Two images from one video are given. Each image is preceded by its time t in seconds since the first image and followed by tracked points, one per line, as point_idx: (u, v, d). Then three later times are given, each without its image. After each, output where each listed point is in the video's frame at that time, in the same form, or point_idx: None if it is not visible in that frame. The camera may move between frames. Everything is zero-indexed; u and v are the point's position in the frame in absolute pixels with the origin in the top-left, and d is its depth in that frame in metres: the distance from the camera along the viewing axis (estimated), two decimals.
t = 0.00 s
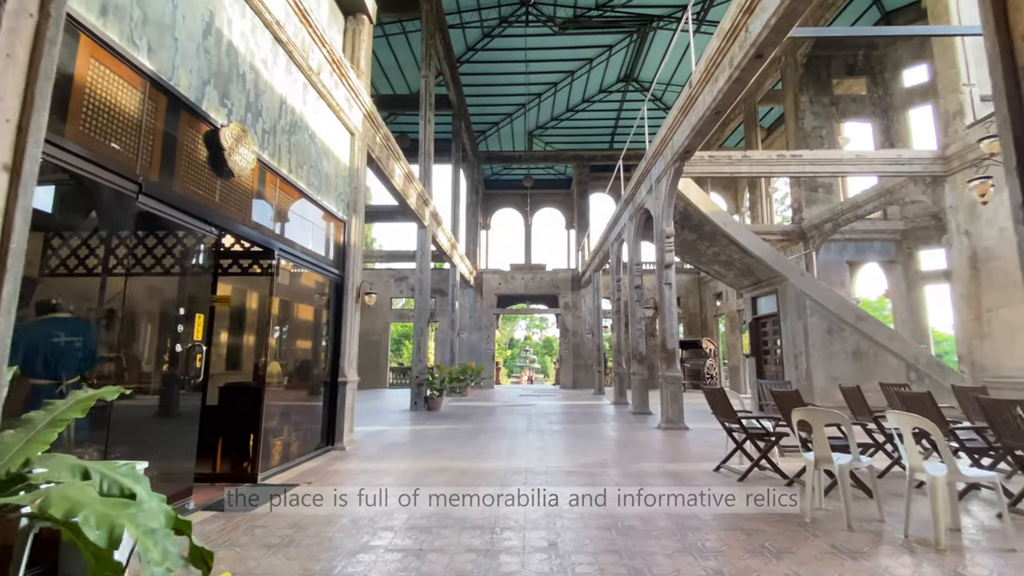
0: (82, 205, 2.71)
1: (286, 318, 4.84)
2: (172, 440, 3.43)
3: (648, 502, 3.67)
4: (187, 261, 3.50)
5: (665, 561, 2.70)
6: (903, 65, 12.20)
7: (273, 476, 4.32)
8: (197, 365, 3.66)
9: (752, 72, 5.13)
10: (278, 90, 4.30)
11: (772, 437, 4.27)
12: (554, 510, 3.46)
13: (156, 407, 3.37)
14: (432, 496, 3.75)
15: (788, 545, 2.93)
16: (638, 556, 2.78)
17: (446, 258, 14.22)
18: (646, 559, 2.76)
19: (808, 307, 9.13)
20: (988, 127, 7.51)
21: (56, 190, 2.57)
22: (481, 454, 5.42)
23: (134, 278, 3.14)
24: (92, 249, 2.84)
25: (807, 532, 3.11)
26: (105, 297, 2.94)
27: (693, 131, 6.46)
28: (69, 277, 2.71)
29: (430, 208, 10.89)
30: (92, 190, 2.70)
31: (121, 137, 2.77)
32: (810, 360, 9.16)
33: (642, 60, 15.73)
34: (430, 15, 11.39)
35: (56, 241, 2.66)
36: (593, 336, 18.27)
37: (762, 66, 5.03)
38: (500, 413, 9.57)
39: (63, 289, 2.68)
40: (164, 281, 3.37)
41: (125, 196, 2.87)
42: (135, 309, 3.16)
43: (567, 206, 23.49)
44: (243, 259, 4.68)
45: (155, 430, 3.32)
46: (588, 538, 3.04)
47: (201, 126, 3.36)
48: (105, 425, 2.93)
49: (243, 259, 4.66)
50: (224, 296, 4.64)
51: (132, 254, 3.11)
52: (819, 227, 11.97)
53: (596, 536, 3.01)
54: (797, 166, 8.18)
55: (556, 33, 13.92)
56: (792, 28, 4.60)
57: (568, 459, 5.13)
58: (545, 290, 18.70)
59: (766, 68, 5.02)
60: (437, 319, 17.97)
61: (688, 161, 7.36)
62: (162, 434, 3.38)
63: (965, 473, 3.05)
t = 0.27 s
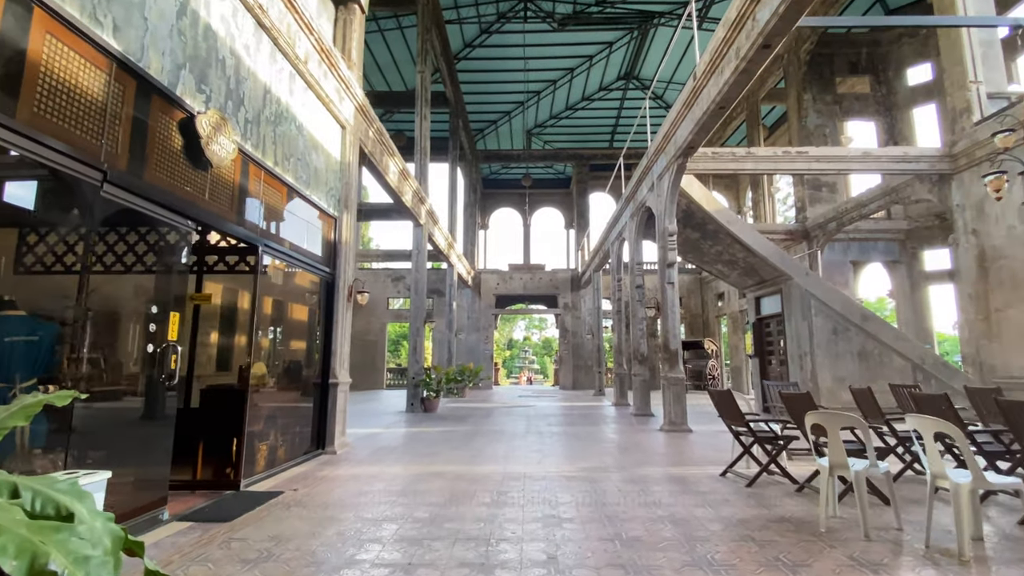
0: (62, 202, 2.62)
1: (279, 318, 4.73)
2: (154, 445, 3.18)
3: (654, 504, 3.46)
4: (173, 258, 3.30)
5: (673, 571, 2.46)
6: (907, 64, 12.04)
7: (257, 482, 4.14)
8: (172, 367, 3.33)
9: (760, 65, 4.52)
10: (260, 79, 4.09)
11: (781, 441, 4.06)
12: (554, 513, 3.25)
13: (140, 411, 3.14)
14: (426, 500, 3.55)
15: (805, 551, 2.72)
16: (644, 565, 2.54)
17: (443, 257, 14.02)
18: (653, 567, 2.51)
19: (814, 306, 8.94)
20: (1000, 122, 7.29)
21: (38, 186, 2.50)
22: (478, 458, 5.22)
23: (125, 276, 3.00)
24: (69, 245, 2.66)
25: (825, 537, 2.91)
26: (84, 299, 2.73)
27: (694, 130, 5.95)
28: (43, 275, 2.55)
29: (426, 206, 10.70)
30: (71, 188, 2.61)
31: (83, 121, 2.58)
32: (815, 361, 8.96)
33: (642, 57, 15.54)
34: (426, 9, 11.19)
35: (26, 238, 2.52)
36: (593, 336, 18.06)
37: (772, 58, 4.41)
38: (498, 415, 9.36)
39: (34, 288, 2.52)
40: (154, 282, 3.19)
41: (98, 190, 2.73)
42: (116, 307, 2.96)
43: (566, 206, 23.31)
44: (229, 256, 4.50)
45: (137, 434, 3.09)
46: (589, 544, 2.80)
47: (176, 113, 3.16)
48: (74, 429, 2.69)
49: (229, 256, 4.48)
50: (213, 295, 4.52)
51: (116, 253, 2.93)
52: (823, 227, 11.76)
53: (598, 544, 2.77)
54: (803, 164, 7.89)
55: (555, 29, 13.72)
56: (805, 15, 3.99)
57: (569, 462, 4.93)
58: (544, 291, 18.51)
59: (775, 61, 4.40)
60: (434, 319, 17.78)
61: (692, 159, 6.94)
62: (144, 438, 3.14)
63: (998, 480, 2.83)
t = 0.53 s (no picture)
0: (55, 202, 2.49)
1: (275, 319, 4.67)
2: (136, 449, 3.01)
3: (662, 512, 3.26)
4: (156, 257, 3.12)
5: None
6: (912, 61, 11.87)
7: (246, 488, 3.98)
8: (151, 369, 3.16)
9: (770, 55, 4.30)
10: (248, 67, 3.91)
11: (793, 444, 3.87)
12: (555, 521, 3.06)
13: (126, 413, 2.98)
14: (421, 508, 3.36)
15: (827, 562, 2.53)
16: None
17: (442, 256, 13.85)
18: None
19: (820, 305, 8.76)
20: (1012, 116, 7.11)
21: (28, 183, 2.41)
22: (475, 461, 5.03)
23: (111, 274, 2.89)
24: (52, 243, 2.47)
25: (847, 545, 2.71)
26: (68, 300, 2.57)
27: (699, 123, 5.76)
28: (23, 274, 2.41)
29: (423, 203, 10.52)
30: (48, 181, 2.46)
31: (51, 105, 2.39)
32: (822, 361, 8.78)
33: (644, 54, 15.37)
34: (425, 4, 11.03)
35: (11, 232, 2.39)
36: (594, 337, 17.87)
37: (781, 47, 4.18)
38: (497, 416, 9.18)
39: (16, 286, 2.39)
40: (141, 280, 3.09)
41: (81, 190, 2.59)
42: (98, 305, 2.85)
43: (567, 205, 23.14)
44: (218, 253, 4.34)
45: (118, 438, 2.91)
46: (591, 556, 2.60)
47: (153, 100, 2.98)
48: (52, 433, 2.51)
49: (217, 253, 4.32)
50: (206, 297, 4.33)
51: (99, 250, 2.79)
52: (829, 225, 11.57)
53: (602, 556, 2.57)
54: (811, 160, 7.69)
55: (556, 25, 13.54)
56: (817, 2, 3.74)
57: (569, 466, 4.73)
58: (545, 290, 18.33)
59: (783, 50, 4.18)
60: (433, 319, 17.60)
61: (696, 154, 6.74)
62: (124, 442, 2.96)
63: None
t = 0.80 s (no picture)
0: (40, 194, 2.43)
1: (275, 319, 4.62)
2: (123, 451, 2.86)
3: (673, 518, 3.08)
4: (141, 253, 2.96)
5: None
6: (924, 53, 11.69)
7: (234, 493, 3.86)
8: (134, 368, 2.97)
9: (785, 40, 4.12)
10: (240, 54, 3.75)
11: (809, 446, 3.67)
12: (561, 529, 2.90)
13: (115, 414, 2.83)
14: (420, 514, 3.20)
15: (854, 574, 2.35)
16: None
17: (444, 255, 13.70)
18: None
19: (830, 303, 8.57)
20: None
21: (26, 181, 2.36)
22: (477, 465, 4.87)
23: (106, 272, 2.81)
24: (46, 242, 2.48)
25: (872, 554, 2.54)
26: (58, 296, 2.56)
27: (708, 115, 5.59)
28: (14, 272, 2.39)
29: (425, 200, 10.37)
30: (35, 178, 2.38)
31: (26, 87, 2.24)
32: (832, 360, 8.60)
33: (649, 50, 15.20)
34: None
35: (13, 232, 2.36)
36: (598, 336, 17.69)
37: (796, 32, 4.00)
38: (500, 417, 9.01)
39: (8, 286, 2.38)
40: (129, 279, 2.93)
41: (77, 188, 2.57)
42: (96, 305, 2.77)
43: (570, 204, 22.98)
44: (212, 249, 4.19)
45: (104, 439, 2.76)
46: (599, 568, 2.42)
47: (138, 85, 2.83)
48: (37, 436, 2.44)
49: (212, 250, 4.17)
50: (206, 299, 4.13)
51: (90, 248, 2.70)
52: (837, 221, 11.37)
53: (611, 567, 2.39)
54: (821, 154, 7.50)
55: (560, 20, 13.37)
56: None
57: (574, 470, 4.56)
58: (548, 290, 18.16)
59: (798, 34, 4.00)
60: (435, 318, 17.45)
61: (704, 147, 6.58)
62: (111, 443, 2.81)
63: None
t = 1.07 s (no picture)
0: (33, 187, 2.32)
1: (280, 317, 4.58)
2: (120, 450, 2.74)
3: (690, 525, 2.92)
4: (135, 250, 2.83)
5: None
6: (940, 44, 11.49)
7: (232, 496, 3.74)
8: (125, 367, 2.77)
9: (805, 24, 3.94)
10: (237, 40, 3.62)
11: (832, 450, 3.52)
12: (571, 538, 2.74)
13: (112, 413, 2.72)
14: (423, 521, 3.05)
15: None
16: None
17: (449, 252, 13.57)
18: None
19: (844, 300, 8.39)
20: None
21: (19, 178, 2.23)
22: (483, 466, 4.72)
23: (111, 270, 2.73)
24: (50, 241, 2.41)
25: (906, 567, 2.38)
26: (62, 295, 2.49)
27: (722, 105, 5.42)
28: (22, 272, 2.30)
29: (430, 196, 10.22)
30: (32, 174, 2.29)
31: (3, 69, 2.09)
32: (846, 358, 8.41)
33: (656, 44, 15.02)
34: None
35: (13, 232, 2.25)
36: (605, 334, 17.51)
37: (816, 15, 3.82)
38: (506, 416, 8.87)
39: (17, 287, 2.29)
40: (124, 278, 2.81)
41: (77, 184, 2.50)
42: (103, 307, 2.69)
43: (576, 200, 22.83)
44: (210, 244, 4.04)
45: (100, 438, 2.64)
46: None
47: (126, 71, 2.69)
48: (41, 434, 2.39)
49: (211, 246, 4.02)
50: (210, 296, 4.00)
51: (95, 245, 2.63)
52: (851, 216, 11.18)
53: None
54: (836, 147, 7.30)
55: (567, 14, 13.20)
56: None
57: (583, 472, 4.40)
58: (554, 287, 18.00)
59: (819, 18, 3.82)
60: (441, 316, 17.32)
61: (717, 139, 6.40)
62: (109, 442, 2.70)
63: None
